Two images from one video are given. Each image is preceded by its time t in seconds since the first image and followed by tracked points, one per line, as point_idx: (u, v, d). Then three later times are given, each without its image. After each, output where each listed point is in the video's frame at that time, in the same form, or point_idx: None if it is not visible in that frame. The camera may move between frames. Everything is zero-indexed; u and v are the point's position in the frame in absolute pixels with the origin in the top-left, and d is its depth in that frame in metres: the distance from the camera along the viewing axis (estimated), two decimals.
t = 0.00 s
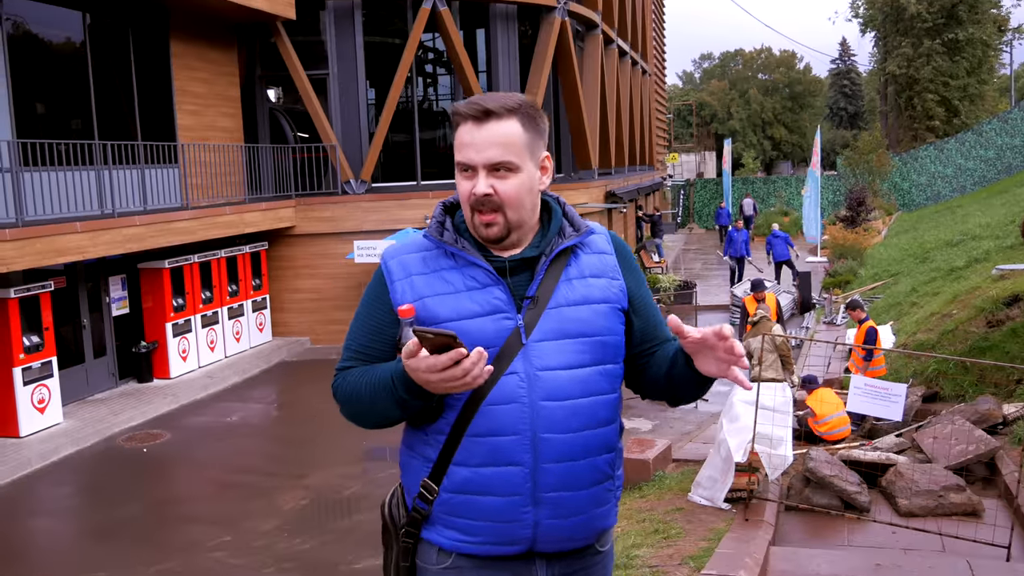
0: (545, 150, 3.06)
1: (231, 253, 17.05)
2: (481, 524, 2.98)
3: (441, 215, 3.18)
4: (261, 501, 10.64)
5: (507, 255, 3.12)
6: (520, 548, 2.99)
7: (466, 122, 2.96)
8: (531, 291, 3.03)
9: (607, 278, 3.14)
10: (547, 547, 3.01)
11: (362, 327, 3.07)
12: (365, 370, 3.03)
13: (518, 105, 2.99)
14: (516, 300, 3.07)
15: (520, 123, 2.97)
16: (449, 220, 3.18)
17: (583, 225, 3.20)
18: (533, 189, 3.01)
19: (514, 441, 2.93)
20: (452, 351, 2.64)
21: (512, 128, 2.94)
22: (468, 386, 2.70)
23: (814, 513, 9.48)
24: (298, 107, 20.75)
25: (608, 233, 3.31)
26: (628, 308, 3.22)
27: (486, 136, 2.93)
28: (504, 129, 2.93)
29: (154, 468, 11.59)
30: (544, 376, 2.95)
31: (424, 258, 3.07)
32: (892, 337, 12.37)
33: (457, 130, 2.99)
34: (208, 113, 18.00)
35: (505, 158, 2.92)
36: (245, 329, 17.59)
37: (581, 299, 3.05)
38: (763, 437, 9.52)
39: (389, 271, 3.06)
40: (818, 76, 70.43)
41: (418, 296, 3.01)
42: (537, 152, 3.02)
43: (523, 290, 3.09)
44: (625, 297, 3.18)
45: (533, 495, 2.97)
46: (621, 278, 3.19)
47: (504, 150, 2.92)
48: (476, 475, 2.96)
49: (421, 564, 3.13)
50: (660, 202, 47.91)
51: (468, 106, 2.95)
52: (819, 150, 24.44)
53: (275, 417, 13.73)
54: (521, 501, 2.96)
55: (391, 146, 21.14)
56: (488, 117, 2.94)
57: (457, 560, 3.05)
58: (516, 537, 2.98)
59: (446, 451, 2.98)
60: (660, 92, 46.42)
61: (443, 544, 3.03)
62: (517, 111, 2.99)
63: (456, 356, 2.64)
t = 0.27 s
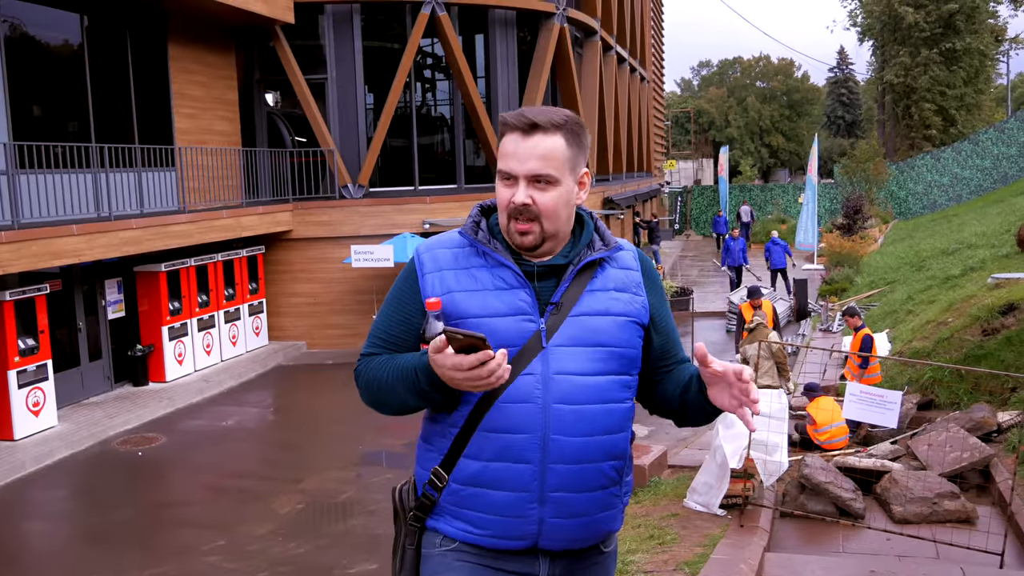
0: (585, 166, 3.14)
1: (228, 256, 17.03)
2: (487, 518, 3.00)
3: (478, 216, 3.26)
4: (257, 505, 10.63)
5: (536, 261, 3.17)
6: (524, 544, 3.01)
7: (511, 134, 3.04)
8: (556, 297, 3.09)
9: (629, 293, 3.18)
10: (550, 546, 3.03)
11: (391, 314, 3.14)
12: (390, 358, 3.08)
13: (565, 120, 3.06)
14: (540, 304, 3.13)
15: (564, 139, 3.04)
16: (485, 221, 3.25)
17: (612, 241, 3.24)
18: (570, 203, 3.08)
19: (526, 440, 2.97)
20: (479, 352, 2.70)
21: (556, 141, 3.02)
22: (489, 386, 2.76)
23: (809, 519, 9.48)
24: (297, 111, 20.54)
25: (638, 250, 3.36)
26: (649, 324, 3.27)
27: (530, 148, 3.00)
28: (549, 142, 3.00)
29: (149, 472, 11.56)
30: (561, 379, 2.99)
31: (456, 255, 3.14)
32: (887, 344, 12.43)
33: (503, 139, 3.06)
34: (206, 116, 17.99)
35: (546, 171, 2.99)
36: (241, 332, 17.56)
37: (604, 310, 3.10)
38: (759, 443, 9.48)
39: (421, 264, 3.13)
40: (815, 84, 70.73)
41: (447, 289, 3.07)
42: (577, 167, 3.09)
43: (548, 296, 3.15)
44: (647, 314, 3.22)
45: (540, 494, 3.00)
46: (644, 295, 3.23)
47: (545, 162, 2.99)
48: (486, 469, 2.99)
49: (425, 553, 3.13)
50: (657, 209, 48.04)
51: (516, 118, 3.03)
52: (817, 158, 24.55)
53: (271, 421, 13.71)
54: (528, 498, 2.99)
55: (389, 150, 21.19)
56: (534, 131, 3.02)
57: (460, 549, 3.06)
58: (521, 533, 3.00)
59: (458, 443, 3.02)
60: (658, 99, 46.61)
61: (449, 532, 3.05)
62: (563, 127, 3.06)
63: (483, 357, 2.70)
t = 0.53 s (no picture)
0: (601, 165, 3.19)
1: (221, 255, 16.98)
2: (481, 511, 3.00)
3: (491, 211, 3.30)
4: (250, 505, 10.61)
5: (546, 257, 3.19)
6: (515, 539, 3.01)
7: (532, 129, 3.09)
8: (562, 295, 3.11)
9: (633, 297, 3.20)
10: (541, 542, 3.03)
11: (398, 302, 3.15)
12: (394, 346, 3.10)
13: (583, 120, 3.12)
14: (546, 301, 3.14)
15: (583, 137, 3.10)
16: (498, 216, 3.29)
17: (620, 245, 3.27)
18: (584, 201, 3.12)
19: (522, 434, 2.98)
20: (487, 359, 2.70)
21: (575, 139, 3.07)
22: (493, 395, 2.76)
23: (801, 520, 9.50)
24: (291, 110, 20.43)
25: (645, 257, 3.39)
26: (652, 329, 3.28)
27: (549, 144, 3.05)
28: (568, 139, 3.05)
29: (141, 472, 11.52)
30: (561, 375, 3.00)
31: (467, 248, 3.16)
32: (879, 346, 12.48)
33: (524, 134, 3.12)
34: (199, 115, 17.93)
35: (563, 167, 3.03)
36: (234, 332, 17.52)
37: (608, 312, 3.12)
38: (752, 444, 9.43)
39: (432, 254, 3.15)
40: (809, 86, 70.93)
41: (455, 281, 3.09)
42: (593, 167, 3.14)
43: (554, 294, 3.16)
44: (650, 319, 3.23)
45: (534, 489, 3.00)
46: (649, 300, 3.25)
47: (564, 158, 3.03)
48: (482, 462, 3.00)
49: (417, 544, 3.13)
50: (651, 210, 48.13)
51: (538, 114, 3.09)
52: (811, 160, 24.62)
53: (264, 421, 13.69)
54: (522, 492, 2.99)
55: (383, 150, 21.15)
56: (555, 127, 3.07)
57: (453, 541, 3.05)
58: (512, 527, 3.00)
59: (455, 435, 3.04)
60: (652, 101, 46.71)
61: (443, 524, 3.05)
62: (581, 127, 3.12)
63: (490, 370, 2.70)
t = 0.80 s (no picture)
0: (592, 158, 3.18)
1: (212, 250, 16.95)
2: (471, 505, 3.00)
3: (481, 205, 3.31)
4: (242, 500, 10.61)
5: (536, 251, 3.20)
6: (505, 533, 3.01)
7: (524, 122, 3.07)
8: (552, 289, 3.11)
9: (624, 291, 3.20)
10: (532, 536, 3.03)
11: (390, 297, 3.16)
12: (387, 341, 3.10)
13: (575, 113, 3.10)
14: (537, 294, 3.15)
15: (573, 130, 3.08)
16: (488, 210, 3.31)
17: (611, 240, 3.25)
18: (574, 194, 3.11)
19: (511, 427, 2.98)
20: (491, 354, 2.71)
21: (566, 132, 3.05)
22: (491, 392, 2.77)
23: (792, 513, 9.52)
24: (282, 105, 20.54)
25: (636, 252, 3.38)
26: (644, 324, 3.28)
27: (540, 138, 3.03)
28: (559, 133, 3.04)
29: (133, 467, 11.51)
30: (550, 368, 3.00)
31: (458, 242, 3.18)
32: (870, 341, 12.54)
33: (516, 128, 3.09)
34: (190, 110, 17.88)
35: (555, 160, 3.02)
36: (226, 327, 17.50)
37: (598, 306, 3.12)
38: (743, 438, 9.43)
39: (424, 249, 3.17)
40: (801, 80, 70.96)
41: (446, 274, 3.11)
42: (584, 160, 3.14)
43: (544, 287, 3.17)
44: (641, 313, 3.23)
45: (524, 482, 3.00)
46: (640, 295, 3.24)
47: (556, 152, 3.02)
48: (472, 455, 3.01)
49: (410, 538, 3.13)
50: (643, 205, 48.18)
51: (530, 107, 3.06)
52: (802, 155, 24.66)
53: (256, 416, 13.69)
54: (511, 485, 2.99)
55: (374, 145, 21.12)
56: (547, 120, 3.05)
57: (444, 534, 3.06)
58: (503, 521, 3.00)
59: (445, 429, 3.04)
60: (644, 96, 46.75)
61: (434, 519, 3.05)
62: (573, 121, 3.10)
63: (495, 363, 2.71)
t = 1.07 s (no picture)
0: (573, 149, 3.17)
1: (206, 244, 16.93)
2: (462, 499, 3.00)
3: (466, 201, 3.30)
4: (236, 493, 10.61)
5: (520, 246, 3.20)
6: (497, 526, 3.01)
7: (501, 116, 3.08)
8: (538, 283, 3.11)
9: (612, 282, 3.19)
10: (524, 529, 3.03)
11: (377, 296, 3.17)
12: (376, 340, 3.12)
13: (553, 104, 3.10)
14: (522, 289, 3.14)
15: (552, 122, 3.08)
16: (473, 206, 3.30)
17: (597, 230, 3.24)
18: (557, 185, 3.10)
19: (500, 421, 2.99)
20: (472, 344, 2.71)
21: (544, 124, 3.05)
22: (476, 381, 2.75)
23: (786, 504, 9.52)
24: (274, 98, 20.34)
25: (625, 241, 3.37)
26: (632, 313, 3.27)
27: (519, 130, 3.03)
28: (537, 125, 3.04)
29: (126, 461, 11.51)
30: (537, 362, 3.01)
31: (443, 239, 3.18)
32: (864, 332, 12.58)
33: (495, 120, 3.10)
34: (182, 104, 17.87)
35: (535, 152, 3.02)
36: (219, 321, 17.50)
37: (585, 297, 3.11)
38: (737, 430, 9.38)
39: (408, 247, 3.18)
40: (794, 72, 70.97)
41: (431, 272, 3.12)
42: (565, 150, 3.13)
43: (530, 281, 3.17)
44: (629, 303, 3.22)
45: (513, 475, 3.00)
46: (628, 285, 3.23)
47: (534, 144, 3.02)
48: (461, 450, 3.01)
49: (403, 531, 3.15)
50: (636, 197, 48.22)
51: (507, 101, 3.07)
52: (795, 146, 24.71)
53: (249, 409, 13.69)
54: (501, 479, 2.99)
55: (366, 138, 21.11)
56: (525, 112, 3.06)
57: (437, 527, 3.05)
58: (494, 515, 3.00)
59: (434, 423, 3.04)
60: (637, 88, 46.76)
61: (427, 512, 3.06)
62: (551, 112, 3.11)
63: (477, 351, 2.71)
